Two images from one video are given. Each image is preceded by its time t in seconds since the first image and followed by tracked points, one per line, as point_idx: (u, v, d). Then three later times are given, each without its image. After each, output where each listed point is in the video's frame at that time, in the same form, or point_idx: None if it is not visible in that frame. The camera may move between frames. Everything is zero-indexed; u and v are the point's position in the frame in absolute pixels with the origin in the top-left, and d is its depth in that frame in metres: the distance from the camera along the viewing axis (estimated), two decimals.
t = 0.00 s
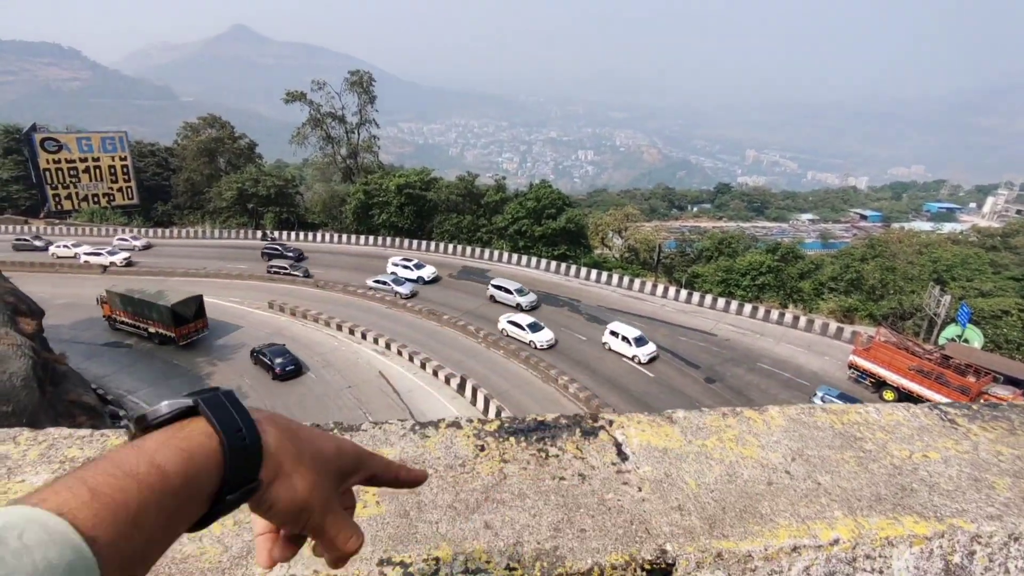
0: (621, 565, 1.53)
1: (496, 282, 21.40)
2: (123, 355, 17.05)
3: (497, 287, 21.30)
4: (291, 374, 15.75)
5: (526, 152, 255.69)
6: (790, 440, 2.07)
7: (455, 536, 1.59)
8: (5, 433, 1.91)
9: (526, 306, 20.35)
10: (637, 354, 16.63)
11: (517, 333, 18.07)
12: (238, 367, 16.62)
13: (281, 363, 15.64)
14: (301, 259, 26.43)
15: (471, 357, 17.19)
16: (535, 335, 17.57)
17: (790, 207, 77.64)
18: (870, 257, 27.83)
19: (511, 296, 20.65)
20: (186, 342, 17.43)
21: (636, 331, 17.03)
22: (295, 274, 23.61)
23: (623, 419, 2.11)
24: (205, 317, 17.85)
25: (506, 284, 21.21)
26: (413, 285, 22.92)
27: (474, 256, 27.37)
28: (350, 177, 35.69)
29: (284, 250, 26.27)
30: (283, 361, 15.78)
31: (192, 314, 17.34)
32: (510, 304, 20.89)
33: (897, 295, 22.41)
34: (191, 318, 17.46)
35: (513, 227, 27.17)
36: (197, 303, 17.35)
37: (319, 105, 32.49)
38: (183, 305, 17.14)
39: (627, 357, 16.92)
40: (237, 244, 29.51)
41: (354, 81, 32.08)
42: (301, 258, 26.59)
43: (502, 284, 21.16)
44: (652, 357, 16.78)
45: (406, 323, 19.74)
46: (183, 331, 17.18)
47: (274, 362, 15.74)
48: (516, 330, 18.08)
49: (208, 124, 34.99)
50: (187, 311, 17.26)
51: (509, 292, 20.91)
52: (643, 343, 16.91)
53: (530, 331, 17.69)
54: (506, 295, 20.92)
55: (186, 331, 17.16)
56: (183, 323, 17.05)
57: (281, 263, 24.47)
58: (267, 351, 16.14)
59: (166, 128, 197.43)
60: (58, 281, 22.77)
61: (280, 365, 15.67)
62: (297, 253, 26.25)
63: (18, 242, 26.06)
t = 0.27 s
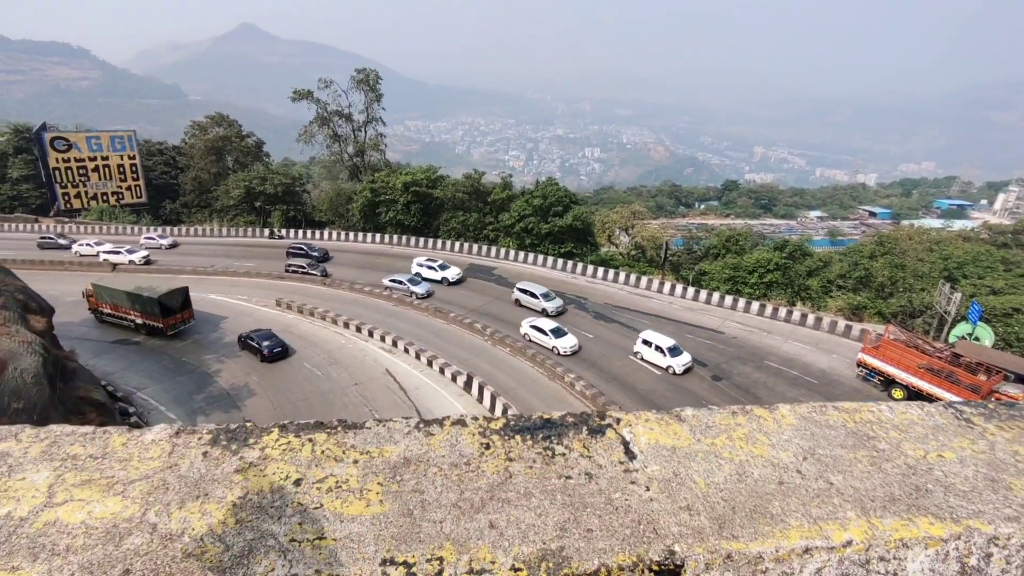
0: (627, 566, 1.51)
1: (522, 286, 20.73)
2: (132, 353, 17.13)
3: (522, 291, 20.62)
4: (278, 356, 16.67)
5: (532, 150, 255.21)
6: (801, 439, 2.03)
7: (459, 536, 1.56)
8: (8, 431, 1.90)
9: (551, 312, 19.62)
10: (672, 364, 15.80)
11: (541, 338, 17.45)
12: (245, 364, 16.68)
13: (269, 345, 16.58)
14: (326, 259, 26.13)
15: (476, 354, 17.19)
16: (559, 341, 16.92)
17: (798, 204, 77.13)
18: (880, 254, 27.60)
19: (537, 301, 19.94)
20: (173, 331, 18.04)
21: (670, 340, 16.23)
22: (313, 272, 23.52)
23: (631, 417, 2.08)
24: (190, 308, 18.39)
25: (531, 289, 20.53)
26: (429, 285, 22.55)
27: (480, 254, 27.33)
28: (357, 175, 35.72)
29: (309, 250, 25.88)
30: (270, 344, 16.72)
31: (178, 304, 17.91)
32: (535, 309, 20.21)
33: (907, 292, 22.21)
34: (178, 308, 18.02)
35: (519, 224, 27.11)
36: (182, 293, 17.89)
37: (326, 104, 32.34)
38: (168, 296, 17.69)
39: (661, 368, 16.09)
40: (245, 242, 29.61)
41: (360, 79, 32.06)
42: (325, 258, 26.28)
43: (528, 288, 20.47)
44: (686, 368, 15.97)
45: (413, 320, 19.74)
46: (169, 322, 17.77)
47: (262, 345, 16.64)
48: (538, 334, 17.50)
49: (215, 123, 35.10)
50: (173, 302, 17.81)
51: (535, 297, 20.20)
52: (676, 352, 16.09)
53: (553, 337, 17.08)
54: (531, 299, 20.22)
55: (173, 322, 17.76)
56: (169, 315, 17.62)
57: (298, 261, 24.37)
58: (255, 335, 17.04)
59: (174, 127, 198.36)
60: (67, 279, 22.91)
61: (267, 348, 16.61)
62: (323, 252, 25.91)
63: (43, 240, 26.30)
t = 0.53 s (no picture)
0: (635, 564, 1.50)
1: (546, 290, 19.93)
2: (139, 351, 17.23)
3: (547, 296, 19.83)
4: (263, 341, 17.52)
5: (537, 148, 254.91)
6: (809, 436, 2.02)
7: (466, 533, 1.56)
8: (16, 428, 1.91)
9: (576, 317, 18.80)
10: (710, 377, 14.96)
11: (563, 344, 16.78)
12: (251, 362, 16.74)
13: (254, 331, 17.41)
14: (349, 260, 25.81)
15: (481, 352, 17.21)
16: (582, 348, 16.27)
17: (804, 201, 76.80)
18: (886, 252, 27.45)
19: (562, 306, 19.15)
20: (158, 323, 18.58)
21: (706, 352, 15.43)
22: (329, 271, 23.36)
23: (637, 415, 2.07)
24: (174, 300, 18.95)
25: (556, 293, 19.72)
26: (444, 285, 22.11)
27: (486, 252, 27.34)
28: (362, 173, 35.80)
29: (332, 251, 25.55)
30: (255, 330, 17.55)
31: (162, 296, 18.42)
32: (559, 314, 19.40)
33: (913, 290, 22.10)
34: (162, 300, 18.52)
35: (524, 222, 27.09)
36: (167, 286, 18.38)
37: (331, 102, 32.50)
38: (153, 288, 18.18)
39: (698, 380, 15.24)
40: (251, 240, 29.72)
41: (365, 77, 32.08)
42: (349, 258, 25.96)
43: (553, 293, 19.66)
44: (722, 381, 15.18)
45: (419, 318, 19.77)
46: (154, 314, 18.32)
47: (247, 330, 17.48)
48: (559, 340, 16.86)
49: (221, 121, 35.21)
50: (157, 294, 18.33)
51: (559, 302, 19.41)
52: (714, 365, 15.26)
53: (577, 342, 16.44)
54: (556, 305, 19.42)
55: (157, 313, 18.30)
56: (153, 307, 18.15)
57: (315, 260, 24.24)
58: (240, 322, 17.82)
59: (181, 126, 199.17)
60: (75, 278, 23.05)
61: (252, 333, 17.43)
62: (347, 253, 25.60)
63: (66, 239, 26.53)
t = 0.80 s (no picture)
0: (630, 559, 1.50)
1: (569, 297, 19.22)
2: (143, 350, 17.27)
3: (569, 303, 19.13)
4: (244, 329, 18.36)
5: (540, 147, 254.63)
6: (806, 432, 2.02)
7: (462, 529, 1.57)
8: (15, 426, 1.92)
9: (599, 326, 18.06)
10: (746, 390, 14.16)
11: (584, 352, 16.16)
12: (254, 361, 16.78)
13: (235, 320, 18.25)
14: (368, 262, 25.43)
15: (483, 350, 17.23)
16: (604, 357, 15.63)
17: (808, 199, 76.61)
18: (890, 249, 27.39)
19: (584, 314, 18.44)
20: (138, 316, 19.14)
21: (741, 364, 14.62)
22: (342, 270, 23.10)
23: (635, 411, 2.08)
24: (152, 294, 19.51)
25: (579, 300, 19.01)
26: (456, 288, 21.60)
27: (488, 251, 27.34)
28: (364, 172, 35.84)
29: (352, 252, 25.18)
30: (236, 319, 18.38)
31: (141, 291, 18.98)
32: (582, 322, 18.69)
33: (917, 287, 22.05)
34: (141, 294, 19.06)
35: (526, 221, 27.09)
36: (146, 280, 19.01)
37: (333, 101, 32.50)
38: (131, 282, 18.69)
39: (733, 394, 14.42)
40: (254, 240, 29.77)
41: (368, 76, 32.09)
42: (369, 260, 25.59)
43: (575, 300, 18.97)
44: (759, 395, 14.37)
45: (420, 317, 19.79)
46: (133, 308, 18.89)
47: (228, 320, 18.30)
48: (581, 349, 16.24)
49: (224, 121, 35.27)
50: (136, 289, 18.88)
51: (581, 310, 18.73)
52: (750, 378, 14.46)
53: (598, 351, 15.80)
54: (579, 312, 18.70)
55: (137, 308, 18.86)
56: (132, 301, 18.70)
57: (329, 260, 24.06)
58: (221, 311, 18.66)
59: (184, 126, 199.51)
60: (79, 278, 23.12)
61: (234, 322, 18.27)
62: (367, 255, 25.22)
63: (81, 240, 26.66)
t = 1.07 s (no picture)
0: (624, 546, 1.50)
1: (589, 299, 18.45)
2: (143, 350, 17.28)
3: (589, 305, 18.37)
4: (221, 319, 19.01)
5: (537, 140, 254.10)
6: (802, 418, 2.01)
7: (455, 519, 1.56)
8: (7, 422, 1.91)
9: (621, 330, 17.28)
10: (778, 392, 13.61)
11: (606, 358, 15.45)
12: (255, 359, 16.79)
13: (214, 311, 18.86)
14: (385, 261, 24.99)
15: (484, 345, 17.23)
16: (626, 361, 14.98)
17: (806, 188, 76.51)
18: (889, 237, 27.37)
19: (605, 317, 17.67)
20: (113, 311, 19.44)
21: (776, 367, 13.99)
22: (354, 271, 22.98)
23: (629, 399, 2.07)
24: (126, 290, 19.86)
25: (600, 302, 18.24)
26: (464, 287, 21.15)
27: (487, 245, 27.30)
28: (362, 168, 35.75)
29: (368, 251, 24.80)
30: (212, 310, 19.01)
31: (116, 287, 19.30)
32: (603, 325, 17.92)
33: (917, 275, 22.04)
34: (116, 289, 19.38)
35: (525, 215, 27.04)
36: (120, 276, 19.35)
37: (330, 98, 32.27)
38: (107, 278, 18.97)
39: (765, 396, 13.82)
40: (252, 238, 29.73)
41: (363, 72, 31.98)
42: (386, 259, 25.14)
43: (596, 301, 18.20)
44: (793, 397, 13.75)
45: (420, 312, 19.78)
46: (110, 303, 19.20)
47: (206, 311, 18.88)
48: (602, 353, 15.53)
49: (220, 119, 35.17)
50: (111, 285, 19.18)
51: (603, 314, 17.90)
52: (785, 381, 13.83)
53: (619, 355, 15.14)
54: (600, 315, 17.93)
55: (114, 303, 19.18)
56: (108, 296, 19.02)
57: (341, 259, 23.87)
58: (199, 302, 19.35)
59: (181, 125, 199.03)
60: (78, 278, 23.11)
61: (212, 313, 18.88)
62: (383, 254, 24.79)
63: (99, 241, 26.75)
